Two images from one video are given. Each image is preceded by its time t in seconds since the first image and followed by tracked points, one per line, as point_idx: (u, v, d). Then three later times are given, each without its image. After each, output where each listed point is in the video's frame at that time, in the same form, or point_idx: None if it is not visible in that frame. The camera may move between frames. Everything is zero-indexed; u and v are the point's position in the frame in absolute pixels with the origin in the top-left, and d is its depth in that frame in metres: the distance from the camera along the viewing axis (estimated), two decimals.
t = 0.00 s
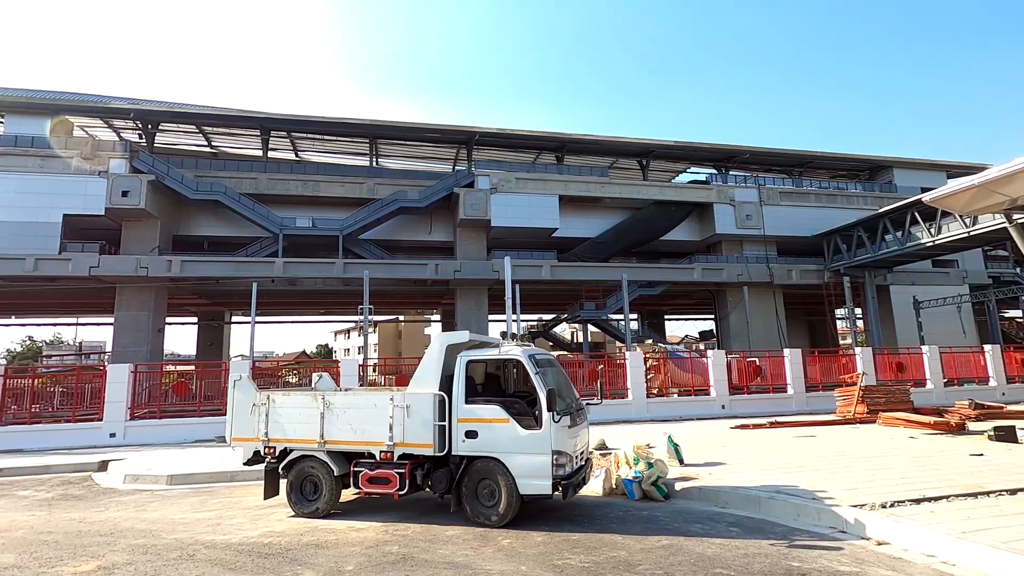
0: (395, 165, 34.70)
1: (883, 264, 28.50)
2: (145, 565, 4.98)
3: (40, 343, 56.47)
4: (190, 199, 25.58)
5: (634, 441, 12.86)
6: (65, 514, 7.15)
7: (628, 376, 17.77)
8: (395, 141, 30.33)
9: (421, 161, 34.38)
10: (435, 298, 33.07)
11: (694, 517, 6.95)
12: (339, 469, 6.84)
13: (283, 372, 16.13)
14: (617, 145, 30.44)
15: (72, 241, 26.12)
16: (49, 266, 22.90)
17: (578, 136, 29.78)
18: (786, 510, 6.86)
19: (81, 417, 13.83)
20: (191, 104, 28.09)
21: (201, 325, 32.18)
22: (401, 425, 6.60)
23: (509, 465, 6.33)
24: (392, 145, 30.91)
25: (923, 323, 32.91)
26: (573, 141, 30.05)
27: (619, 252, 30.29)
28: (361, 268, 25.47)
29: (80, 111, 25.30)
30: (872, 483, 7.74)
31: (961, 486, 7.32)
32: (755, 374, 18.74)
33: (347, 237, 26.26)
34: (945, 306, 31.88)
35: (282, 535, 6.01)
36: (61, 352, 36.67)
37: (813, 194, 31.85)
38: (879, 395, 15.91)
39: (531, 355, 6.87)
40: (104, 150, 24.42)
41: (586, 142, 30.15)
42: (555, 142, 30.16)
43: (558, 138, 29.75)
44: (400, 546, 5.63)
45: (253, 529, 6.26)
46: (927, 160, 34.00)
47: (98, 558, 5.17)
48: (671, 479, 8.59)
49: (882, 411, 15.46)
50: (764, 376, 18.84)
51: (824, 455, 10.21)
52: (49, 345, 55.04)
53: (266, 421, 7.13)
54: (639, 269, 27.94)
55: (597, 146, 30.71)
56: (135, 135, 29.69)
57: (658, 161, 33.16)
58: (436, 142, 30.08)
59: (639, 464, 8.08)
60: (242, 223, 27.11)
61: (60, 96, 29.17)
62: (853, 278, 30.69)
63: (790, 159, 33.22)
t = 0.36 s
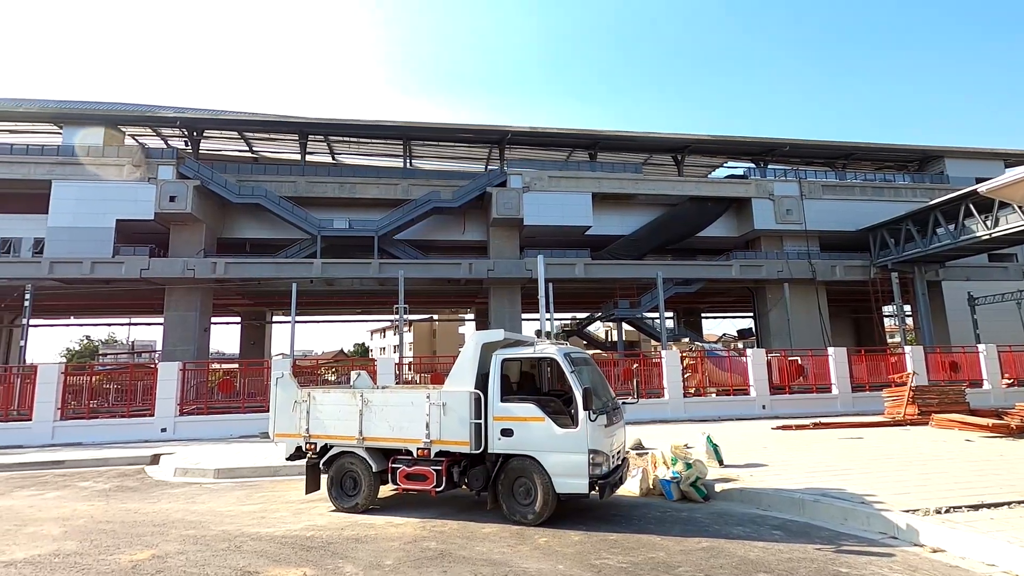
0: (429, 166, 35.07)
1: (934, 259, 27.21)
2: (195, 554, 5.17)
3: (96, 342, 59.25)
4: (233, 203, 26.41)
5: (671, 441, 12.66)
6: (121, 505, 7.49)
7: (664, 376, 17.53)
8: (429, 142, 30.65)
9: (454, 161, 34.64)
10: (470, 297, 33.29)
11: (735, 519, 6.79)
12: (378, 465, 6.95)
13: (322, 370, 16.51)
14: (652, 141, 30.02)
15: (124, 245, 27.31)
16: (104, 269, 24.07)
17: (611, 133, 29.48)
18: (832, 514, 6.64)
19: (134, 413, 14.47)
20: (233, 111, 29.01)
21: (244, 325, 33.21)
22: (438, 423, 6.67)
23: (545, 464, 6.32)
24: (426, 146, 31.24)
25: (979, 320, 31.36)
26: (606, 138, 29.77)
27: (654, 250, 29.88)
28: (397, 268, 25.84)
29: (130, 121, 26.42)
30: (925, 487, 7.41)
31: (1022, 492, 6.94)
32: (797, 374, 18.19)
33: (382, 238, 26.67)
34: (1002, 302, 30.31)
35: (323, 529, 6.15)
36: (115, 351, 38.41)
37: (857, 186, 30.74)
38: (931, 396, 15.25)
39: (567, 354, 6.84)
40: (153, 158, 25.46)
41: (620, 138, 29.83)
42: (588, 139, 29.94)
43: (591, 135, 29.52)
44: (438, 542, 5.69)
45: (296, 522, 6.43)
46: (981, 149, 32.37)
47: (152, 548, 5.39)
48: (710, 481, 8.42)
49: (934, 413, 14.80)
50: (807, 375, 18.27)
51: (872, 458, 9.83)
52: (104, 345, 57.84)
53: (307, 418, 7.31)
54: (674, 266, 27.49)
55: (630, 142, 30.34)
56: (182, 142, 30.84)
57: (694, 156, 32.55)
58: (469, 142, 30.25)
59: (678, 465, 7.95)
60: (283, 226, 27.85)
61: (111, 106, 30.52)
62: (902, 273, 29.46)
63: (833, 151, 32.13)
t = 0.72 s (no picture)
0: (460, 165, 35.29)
1: (986, 253, 25.85)
2: (239, 545, 5.34)
3: (143, 339, 61.71)
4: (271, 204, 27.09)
5: (707, 440, 12.44)
6: (169, 496, 7.78)
7: (700, 375, 17.26)
8: (459, 142, 30.84)
9: (485, 160, 34.75)
10: (501, 295, 33.37)
11: (775, 521, 6.63)
12: (412, 462, 7.03)
13: (357, 368, 16.82)
14: (685, 135, 29.50)
15: (169, 246, 28.34)
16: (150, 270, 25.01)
17: (643, 128, 29.10)
18: (878, 518, 6.41)
19: (180, 408, 15.01)
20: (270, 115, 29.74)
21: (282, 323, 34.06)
22: (472, 420, 6.70)
23: (579, 463, 6.29)
24: (457, 145, 31.43)
25: None
26: (638, 133, 29.41)
27: (688, 246, 29.42)
28: (429, 267, 26.10)
29: (173, 127, 27.37)
30: (977, 491, 7.11)
31: None
32: (839, 373, 17.63)
33: (414, 237, 26.96)
34: None
35: (360, 523, 6.25)
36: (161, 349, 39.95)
37: (903, 178, 29.56)
38: (984, 396, 14.57)
39: (600, 352, 6.79)
40: (195, 162, 26.31)
41: (652, 133, 29.42)
42: (619, 135, 29.63)
43: (622, 131, 29.20)
44: (472, 539, 5.72)
45: (333, 516, 6.56)
46: None
47: (199, 538, 5.58)
48: (749, 481, 8.23)
49: (988, 414, 14.14)
50: (849, 374, 17.67)
51: (921, 460, 9.46)
52: (152, 342, 60.30)
53: (344, 414, 7.44)
54: (708, 263, 26.97)
55: (663, 137, 29.89)
56: (222, 147, 31.80)
57: (728, 149, 31.86)
58: (500, 141, 30.30)
59: (714, 465, 7.81)
60: (318, 226, 28.44)
61: (156, 113, 31.68)
62: (951, 268, 28.20)
63: (876, 142, 30.98)
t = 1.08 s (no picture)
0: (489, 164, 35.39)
1: None
2: (276, 538, 5.47)
3: (184, 338, 63.84)
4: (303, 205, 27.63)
5: (740, 441, 12.22)
6: (210, 489, 8.03)
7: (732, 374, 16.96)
8: (487, 141, 30.92)
9: (513, 158, 34.78)
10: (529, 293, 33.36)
11: (812, 525, 6.47)
12: (442, 459, 7.09)
13: (388, 366, 17.04)
14: (716, 130, 28.96)
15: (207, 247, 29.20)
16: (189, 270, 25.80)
17: (673, 123, 28.67)
18: (922, 523, 6.20)
19: (218, 404, 15.46)
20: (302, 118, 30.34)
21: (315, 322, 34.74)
22: (501, 418, 6.72)
23: (609, 462, 6.25)
24: (485, 144, 31.53)
25: None
26: (668, 129, 28.99)
27: (719, 243, 28.94)
28: (457, 266, 26.27)
29: (211, 132, 28.19)
30: None
31: None
32: (879, 373, 17.07)
33: (443, 236, 27.16)
34: None
35: (392, 518, 6.34)
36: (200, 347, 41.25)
37: (947, 170, 28.43)
38: None
39: (630, 350, 6.72)
40: (231, 165, 27.02)
41: (682, 129, 28.96)
42: (648, 131, 29.28)
43: (652, 127, 28.84)
44: (502, 536, 5.74)
45: (366, 511, 6.67)
46: None
47: (239, 530, 5.75)
48: (784, 483, 8.04)
49: None
50: (890, 374, 17.10)
51: (968, 464, 9.08)
52: (192, 341, 62.33)
53: (376, 411, 7.55)
54: (740, 260, 26.44)
55: (693, 133, 29.40)
56: (256, 150, 32.60)
57: (761, 144, 31.15)
58: (527, 139, 30.27)
59: (748, 466, 7.66)
60: (349, 226, 28.92)
61: (194, 119, 32.67)
62: (999, 264, 27.01)
63: (918, 133, 29.86)
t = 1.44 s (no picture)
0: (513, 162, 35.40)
1: None
2: (307, 532, 5.57)
3: (217, 336, 65.51)
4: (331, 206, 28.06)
5: (770, 442, 11.98)
6: (243, 484, 8.23)
7: (762, 374, 16.65)
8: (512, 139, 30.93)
9: (538, 157, 34.72)
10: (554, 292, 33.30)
11: (846, 529, 6.31)
12: (468, 457, 7.13)
13: (414, 364, 17.19)
14: (745, 125, 28.45)
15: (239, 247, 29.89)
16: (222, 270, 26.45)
17: (700, 119, 28.25)
18: (964, 530, 5.99)
19: (250, 401, 15.82)
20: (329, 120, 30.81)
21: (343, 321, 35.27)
22: (527, 417, 6.72)
23: (636, 462, 6.20)
24: (509, 143, 31.56)
25: None
26: (695, 125, 28.58)
27: (748, 240, 28.42)
28: (482, 265, 26.36)
29: (242, 135, 28.83)
30: None
31: None
32: (917, 373, 16.54)
33: (468, 236, 27.29)
34: None
35: (419, 515, 6.40)
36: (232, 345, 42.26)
37: (989, 163, 27.37)
38: None
39: (657, 349, 6.64)
40: (262, 167, 27.60)
41: (709, 124, 28.52)
42: (675, 127, 28.91)
43: (678, 123, 28.48)
44: (529, 535, 5.74)
45: (394, 507, 6.74)
46: None
47: (270, 524, 5.87)
48: (817, 486, 7.86)
49: None
50: (927, 375, 16.57)
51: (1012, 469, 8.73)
52: (224, 339, 63.90)
53: (402, 409, 7.63)
54: (770, 257, 25.93)
55: (721, 128, 28.92)
56: (285, 152, 33.23)
57: (792, 138, 30.48)
58: (552, 137, 30.18)
59: (779, 468, 7.50)
60: (376, 226, 29.27)
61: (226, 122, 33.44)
62: None
63: (957, 125, 28.83)
